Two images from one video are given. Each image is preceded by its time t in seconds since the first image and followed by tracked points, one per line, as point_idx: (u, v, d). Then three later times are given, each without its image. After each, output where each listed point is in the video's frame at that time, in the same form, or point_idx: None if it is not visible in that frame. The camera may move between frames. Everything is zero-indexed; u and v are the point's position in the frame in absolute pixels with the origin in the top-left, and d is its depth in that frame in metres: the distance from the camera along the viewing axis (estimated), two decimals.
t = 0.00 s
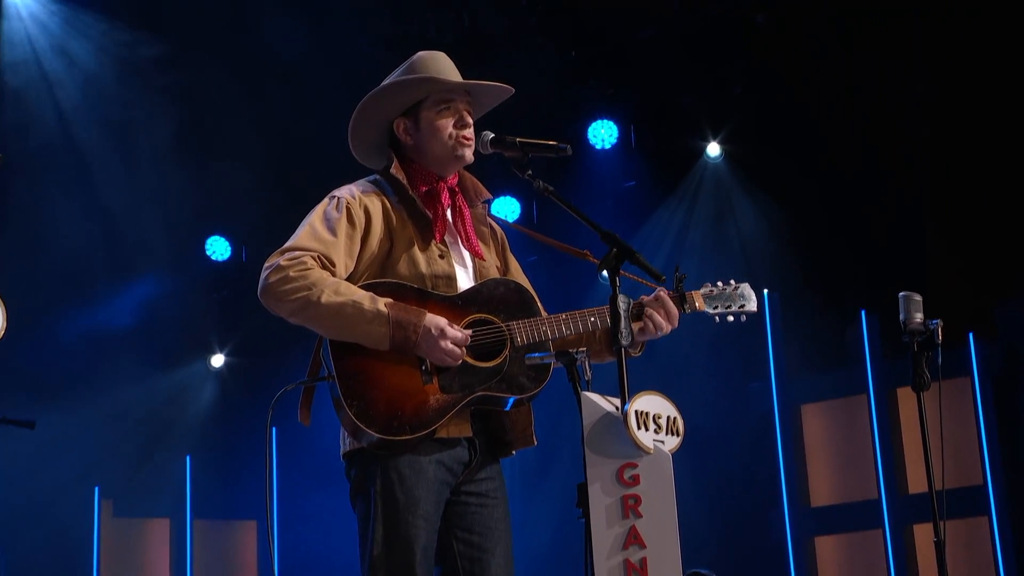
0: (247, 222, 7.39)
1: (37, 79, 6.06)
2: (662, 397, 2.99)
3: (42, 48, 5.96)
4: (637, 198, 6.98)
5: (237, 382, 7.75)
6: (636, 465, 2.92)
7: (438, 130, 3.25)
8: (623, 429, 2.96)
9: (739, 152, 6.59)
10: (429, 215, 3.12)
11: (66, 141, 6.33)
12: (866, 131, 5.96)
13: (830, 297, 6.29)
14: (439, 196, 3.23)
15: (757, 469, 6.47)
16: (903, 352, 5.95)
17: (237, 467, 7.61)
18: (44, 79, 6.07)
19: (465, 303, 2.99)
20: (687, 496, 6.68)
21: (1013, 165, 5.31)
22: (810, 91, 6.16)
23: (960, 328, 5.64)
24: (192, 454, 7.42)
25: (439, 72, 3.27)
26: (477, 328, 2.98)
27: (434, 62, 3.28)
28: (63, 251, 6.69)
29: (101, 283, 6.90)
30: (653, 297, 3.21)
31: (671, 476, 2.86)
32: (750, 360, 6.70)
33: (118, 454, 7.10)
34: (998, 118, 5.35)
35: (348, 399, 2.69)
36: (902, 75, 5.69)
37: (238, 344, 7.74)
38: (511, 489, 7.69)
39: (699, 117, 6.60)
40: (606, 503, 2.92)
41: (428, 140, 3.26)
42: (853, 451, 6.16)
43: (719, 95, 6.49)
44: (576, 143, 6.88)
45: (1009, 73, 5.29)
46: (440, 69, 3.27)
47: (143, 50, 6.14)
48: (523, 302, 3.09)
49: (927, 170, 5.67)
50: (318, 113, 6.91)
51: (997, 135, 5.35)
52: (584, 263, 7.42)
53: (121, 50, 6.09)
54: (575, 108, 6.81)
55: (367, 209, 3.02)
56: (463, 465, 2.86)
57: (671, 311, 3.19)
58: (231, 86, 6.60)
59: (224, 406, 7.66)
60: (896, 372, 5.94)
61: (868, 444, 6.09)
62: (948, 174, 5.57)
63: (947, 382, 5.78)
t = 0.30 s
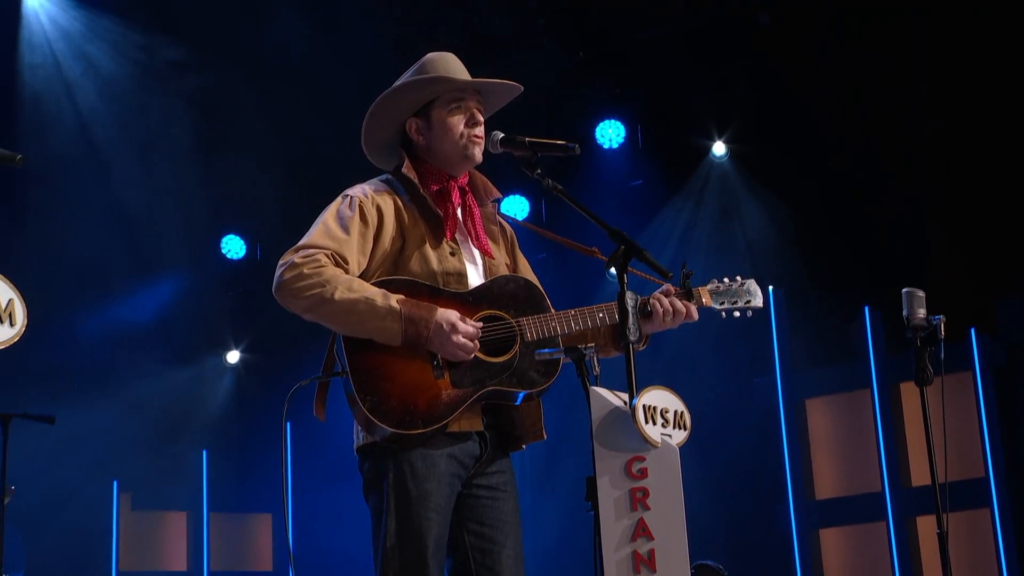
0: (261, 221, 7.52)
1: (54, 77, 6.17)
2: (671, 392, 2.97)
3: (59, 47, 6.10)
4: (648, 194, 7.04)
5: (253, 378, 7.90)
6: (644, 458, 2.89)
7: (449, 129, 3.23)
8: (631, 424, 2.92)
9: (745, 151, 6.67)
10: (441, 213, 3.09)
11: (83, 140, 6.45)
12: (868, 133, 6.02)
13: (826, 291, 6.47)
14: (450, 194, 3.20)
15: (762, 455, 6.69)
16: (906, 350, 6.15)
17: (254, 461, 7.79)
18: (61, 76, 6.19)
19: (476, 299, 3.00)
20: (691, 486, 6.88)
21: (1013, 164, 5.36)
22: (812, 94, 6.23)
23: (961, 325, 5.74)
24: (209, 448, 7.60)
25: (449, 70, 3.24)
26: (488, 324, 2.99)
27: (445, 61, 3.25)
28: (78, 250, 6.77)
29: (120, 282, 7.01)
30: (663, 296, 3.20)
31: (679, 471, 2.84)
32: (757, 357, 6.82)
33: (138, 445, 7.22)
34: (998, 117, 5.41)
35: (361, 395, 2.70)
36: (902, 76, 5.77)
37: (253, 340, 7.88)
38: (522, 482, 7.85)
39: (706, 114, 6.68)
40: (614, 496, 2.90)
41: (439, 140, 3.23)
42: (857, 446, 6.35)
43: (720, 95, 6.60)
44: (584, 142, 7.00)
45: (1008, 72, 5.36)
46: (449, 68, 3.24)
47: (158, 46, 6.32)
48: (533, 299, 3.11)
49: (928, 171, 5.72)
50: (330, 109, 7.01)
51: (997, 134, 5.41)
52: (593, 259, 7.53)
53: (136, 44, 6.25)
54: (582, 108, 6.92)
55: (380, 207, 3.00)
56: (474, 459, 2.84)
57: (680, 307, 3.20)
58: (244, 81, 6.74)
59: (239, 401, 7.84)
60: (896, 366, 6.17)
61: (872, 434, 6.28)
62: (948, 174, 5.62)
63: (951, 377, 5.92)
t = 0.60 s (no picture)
0: (281, 217, 7.65)
1: (79, 77, 6.33)
2: (684, 384, 3.07)
3: (84, 49, 6.24)
4: (657, 191, 7.22)
5: (275, 372, 8.19)
6: (659, 449, 2.99)
7: (465, 126, 3.31)
8: (646, 415, 3.03)
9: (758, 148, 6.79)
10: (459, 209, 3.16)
11: (110, 142, 6.63)
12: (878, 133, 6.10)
13: (838, 287, 6.63)
14: (467, 190, 3.29)
15: (775, 444, 6.87)
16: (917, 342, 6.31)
17: (279, 451, 8.08)
18: (86, 77, 6.35)
19: (493, 293, 3.09)
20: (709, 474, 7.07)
21: (1013, 164, 5.38)
22: (823, 93, 6.32)
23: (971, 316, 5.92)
24: (232, 440, 7.89)
25: (465, 69, 3.33)
26: (505, 317, 3.08)
27: (462, 60, 3.34)
28: (106, 252, 7.01)
29: (144, 279, 7.22)
30: (674, 286, 3.26)
31: (693, 461, 2.93)
32: (766, 350, 7.03)
33: (165, 439, 7.57)
34: (998, 117, 5.44)
35: (382, 386, 2.78)
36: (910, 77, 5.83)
37: (274, 334, 8.14)
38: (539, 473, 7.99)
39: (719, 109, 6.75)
40: (631, 485, 2.99)
41: (456, 136, 3.32)
42: (869, 435, 6.53)
43: (738, 90, 6.62)
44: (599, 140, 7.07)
45: (1008, 72, 5.38)
46: (466, 67, 3.33)
47: (179, 48, 6.38)
48: (549, 293, 3.20)
49: (936, 170, 5.79)
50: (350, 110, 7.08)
51: (997, 134, 5.43)
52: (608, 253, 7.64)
53: (157, 47, 6.35)
54: (598, 102, 6.94)
55: (398, 203, 3.06)
56: (492, 449, 2.90)
57: (693, 296, 3.26)
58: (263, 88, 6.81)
59: (261, 395, 8.13)
60: (904, 358, 6.36)
61: (882, 426, 6.46)
62: (955, 174, 5.68)
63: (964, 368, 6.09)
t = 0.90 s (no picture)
0: (296, 211, 7.77)
1: (100, 75, 6.46)
2: (694, 374, 3.05)
3: (104, 48, 6.37)
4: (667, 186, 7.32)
5: (292, 367, 8.31)
6: (669, 439, 2.97)
7: (477, 122, 3.36)
8: (656, 406, 3.00)
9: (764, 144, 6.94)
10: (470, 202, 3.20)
11: (130, 140, 6.77)
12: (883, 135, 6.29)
13: (841, 282, 6.77)
14: (479, 185, 3.34)
15: (779, 433, 7.00)
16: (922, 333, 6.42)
17: (292, 444, 8.21)
18: (106, 74, 6.48)
19: (506, 286, 3.15)
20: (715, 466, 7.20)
21: (1013, 166, 5.63)
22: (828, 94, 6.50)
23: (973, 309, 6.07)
24: (250, 432, 8.06)
25: (478, 67, 3.38)
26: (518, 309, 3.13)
27: (474, 58, 3.39)
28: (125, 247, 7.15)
29: (160, 276, 7.36)
30: (683, 278, 3.35)
31: (704, 452, 2.92)
32: (774, 343, 7.19)
33: (183, 430, 7.74)
34: (998, 120, 5.68)
35: (398, 377, 2.84)
36: (916, 80, 6.02)
37: (292, 327, 8.24)
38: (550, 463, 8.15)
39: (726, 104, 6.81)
40: (641, 476, 2.98)
41: (468, 133, 3.37)
42: (874, 426, 6.61)
43: (745, 89, 6.77)
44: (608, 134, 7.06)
45: (1008, 77, 5.61)
46: (478, 64, 3.38)
47: (199, 48, 6.54)
48: (561, 284, 3.25)
49: (939, 171, 6.00)
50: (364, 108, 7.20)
51: (997, 136, 5.68)
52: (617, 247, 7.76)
53: (174, 44, 6.47)
54: (608, 99, 6.96)
55: (412, 199, 3.12)
56: (506, 440, 2.96)
57: (702, 288, 3.34)
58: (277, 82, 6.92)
59: (279, 389, 8.25)
60: (911, 350, 6.38)
61: (888, 416, 6.52)
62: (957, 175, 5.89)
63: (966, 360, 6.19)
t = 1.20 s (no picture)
0: (315, 210, 7.88)
1: (122, 75, 6.60)
2: (706, 367, 3.13)
3: (127, 50, 6.48)
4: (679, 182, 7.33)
5: (311, 359, 8.53)
6: (681, 431, 3.05)
7: (488, 122, 3.34)
8: (668, 399, 3.08)
9: (774, 140, 6.93)
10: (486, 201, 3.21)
11: (151, 139, 6.93)
12: (888, 133, 6.28)
13: (853, 275, 6.84)
14: (492, 181, 3.31)
15: (787, 423, 7.19)
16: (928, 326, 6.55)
17: (311, 435, 8.44)
18: (128, 74, 6.62)
19: (520, 279, 3.15)
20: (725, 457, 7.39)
21: (1012, 163, 5.60)
22: (833, 93, 6.50)
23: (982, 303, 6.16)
24: (269, 424, 8.29)
25: (490, 66, 3.35)
26: (533, 301, 3.16)
27: (487, 57, 3.35)
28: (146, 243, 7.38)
29: (182, 270, 7.59)
30: (695, 268, 3.36)
31: (715, 444, 2.99)
32: (784, 336, 7.31)
33: (205, 422, 7.97)
34: (998, 116, 5.65)
35: (415, 369, 2.86)
36: (920, 78, 6.01)
37: (310, 323, 8.43)
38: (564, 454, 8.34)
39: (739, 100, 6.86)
40: (653, 467, 3.06)
41: (478, 132, 3.35)
42: (882, 416, 6.86)
43: (750, 83, 6.78)
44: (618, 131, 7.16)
45: (1008, 74, 5.58)
46: (491, 64, 3.34)
47: (219, 49, 6.65)
48: (574, 276, 3.27)
49: (941, 170, 5.98)
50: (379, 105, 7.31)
51: (997, 139, 5.65)
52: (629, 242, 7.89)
53: (194, 45, 6.61)
54: (619, 99, 7.06)
55: (427, 196, 3.14)
56: (522, 432, 2.95)
57: (713, 278, 3.35)
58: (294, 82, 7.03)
59: (298, 382, 8.48)
60: (920, 343, 6.60)
61: (896, 408, 6.78)
62: (959, 173, 5.88)
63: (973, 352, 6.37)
